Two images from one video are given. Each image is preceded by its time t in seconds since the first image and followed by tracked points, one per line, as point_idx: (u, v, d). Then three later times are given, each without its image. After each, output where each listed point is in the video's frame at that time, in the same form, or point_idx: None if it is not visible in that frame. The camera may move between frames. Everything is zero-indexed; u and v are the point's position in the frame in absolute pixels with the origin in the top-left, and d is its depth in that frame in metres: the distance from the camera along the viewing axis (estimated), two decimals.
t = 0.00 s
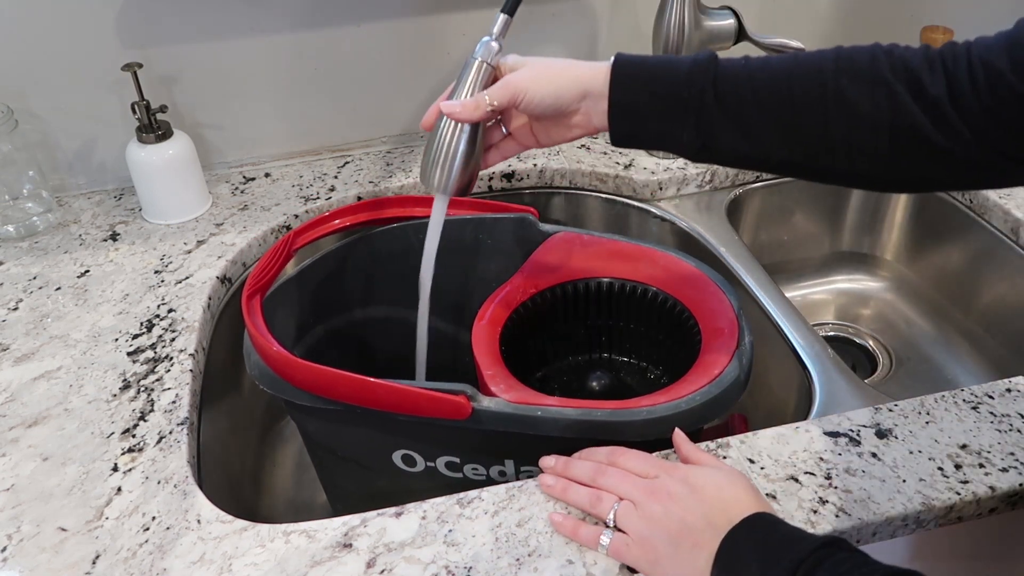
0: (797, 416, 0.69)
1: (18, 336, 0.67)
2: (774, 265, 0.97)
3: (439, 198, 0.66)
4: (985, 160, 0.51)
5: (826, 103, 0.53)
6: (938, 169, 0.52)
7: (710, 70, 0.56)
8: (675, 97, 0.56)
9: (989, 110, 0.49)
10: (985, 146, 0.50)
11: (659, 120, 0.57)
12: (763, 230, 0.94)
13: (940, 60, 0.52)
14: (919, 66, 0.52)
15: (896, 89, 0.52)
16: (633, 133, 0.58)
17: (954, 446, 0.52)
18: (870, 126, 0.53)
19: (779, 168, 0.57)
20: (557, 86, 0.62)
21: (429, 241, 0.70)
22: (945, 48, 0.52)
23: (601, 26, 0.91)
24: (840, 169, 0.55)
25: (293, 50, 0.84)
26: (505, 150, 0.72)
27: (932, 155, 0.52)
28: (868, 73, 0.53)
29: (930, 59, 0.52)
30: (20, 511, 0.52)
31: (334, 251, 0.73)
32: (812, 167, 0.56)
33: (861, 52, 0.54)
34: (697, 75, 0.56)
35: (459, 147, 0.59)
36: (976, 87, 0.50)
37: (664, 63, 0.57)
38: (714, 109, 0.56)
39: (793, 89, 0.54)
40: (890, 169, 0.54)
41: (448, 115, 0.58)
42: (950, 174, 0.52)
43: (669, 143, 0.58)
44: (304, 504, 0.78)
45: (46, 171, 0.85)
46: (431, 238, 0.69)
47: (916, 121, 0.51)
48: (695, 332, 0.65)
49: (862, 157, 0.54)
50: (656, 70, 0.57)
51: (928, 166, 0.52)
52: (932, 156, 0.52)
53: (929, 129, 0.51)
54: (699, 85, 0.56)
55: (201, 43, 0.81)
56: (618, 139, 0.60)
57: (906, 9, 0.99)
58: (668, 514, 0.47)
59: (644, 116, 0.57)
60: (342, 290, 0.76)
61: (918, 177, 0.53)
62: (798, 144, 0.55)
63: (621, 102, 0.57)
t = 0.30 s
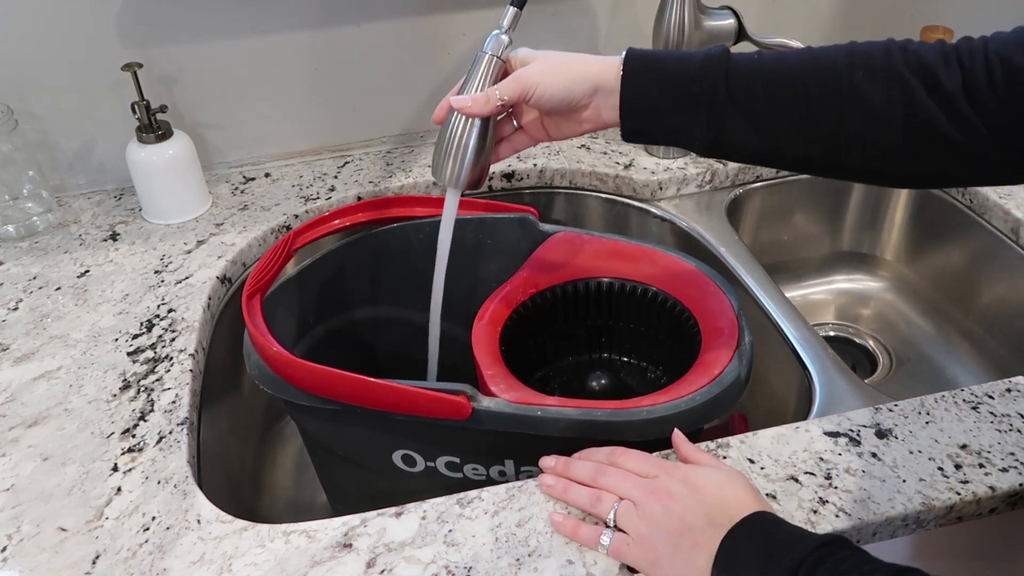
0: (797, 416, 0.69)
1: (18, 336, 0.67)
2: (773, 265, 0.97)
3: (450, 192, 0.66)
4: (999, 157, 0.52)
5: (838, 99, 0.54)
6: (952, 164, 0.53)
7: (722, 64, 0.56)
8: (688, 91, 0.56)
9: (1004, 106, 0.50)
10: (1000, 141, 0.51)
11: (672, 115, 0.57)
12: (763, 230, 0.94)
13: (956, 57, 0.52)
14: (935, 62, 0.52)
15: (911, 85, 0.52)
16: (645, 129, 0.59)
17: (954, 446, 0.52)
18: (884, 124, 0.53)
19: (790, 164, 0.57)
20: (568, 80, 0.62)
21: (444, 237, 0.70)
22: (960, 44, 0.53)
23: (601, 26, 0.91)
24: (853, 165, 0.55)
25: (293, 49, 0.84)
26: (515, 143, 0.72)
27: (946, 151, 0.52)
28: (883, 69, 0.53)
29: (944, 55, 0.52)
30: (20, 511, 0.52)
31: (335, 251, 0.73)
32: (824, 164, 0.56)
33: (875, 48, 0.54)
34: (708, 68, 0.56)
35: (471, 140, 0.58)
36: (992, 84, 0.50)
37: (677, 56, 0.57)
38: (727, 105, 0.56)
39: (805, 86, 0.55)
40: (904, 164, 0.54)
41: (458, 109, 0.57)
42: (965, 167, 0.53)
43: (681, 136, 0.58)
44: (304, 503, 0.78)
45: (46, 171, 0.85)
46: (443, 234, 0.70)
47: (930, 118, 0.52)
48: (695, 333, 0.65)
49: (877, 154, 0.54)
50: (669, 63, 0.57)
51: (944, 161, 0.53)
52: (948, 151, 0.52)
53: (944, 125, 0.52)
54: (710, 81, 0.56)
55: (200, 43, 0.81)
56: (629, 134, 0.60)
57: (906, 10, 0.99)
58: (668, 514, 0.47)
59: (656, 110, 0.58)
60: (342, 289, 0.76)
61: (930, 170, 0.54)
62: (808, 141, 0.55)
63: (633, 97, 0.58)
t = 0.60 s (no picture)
0: (797, 416, 0.69)
1: (18, 336, 0.67)
2: (774, 265, 0.97)
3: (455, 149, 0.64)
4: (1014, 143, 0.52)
5: (854, 83, 0.54)
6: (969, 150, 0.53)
7: (740, 41, 0.56)
8: (704, 67, 0.56)
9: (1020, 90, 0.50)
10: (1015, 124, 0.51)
11: (686, 92, 0.57)
12: (763, 230, 0.94)
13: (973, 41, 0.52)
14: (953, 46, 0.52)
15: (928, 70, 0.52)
16: (658, 103, 0.58)
17: (954, 446, 0.52)
18: (900, 108, 0.53)
19: (804, 146, 0.57)
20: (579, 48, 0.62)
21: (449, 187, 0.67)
22: (977, 30, 0.53)
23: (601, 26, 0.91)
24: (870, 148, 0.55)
25: (293, 49, 0.84)
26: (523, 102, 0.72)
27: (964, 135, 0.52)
28: (901, 52, 0.53)
29: (961, 40, 0.52)
30: (20, 511, 0.52)
31: (335, 251, 0.73)
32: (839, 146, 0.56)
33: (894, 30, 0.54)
34: (729, 41, 0.56)
35: (475, 100, 0.59)
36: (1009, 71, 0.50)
37: (694, 30, 0.57)
38: (743, 83, 0.56)
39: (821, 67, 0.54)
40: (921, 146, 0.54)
41: (469, 60, 0.58)
42: (983, 150, 0.53)
43: (695, 110, 0.58)
44: (304, 504, 0.78)
45: (46, 171, 0.85)
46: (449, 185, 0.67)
47: (948, 103, 0.52)
48: (694, 333, 0.65)
49: (893, 137, 0.54)
50: (685, 39, 0.57)
51: (961, 146, 0.53)
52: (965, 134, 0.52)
53: (961, 109, 0.52)
54: (728, 60, 0.56)
55: (200, 43, 0.81)
56: (640, 107, 0.60)
57: (906, 10, 0.99)
58: (669, 514, 0.47)
59: (670, 84, 0.57)
60: (342, 290, 0.76)
61: (947, 153, 0.54)
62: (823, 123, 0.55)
63: (647, 73, 0.57)
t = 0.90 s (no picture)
0: (796, 417, 0.69)
1: (18, 336, 0.67)
2: (774, 265, 0.97)
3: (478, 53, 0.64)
4: (1017, 120, 0.54)
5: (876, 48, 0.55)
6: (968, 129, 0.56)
7: None
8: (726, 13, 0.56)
9: None
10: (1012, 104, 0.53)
11: (704, 35, 0.57)
12: (763, 230, 0.94)
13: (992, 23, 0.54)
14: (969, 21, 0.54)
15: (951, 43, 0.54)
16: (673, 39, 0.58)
17: (954, 446, 0.52)
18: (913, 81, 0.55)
19: (816, 104, 0.59)
20: None
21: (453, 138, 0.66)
22: (995, 7, 0.55)
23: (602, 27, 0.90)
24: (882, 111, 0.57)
25: (293, 48, 0.84)
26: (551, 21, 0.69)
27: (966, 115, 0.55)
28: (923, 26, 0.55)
29: (981, 15, 0.54)
30: (20, 511, 0.52)
31: (335, 251, 0.73)
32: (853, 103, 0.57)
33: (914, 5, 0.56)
34: None
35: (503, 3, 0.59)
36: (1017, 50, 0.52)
37: None
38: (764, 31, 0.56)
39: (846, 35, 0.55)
40: (929, 109, 0.56)
41: None
42: (981, 127, 0.55)
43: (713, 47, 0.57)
44: (304, 504, 0.78)
45: (46, 171, 0.85)
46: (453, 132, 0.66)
47: (961, 76, 0.54)
48: (695, 333, 0.65)
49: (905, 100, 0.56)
50: None
51: (967, 116, 0.55)
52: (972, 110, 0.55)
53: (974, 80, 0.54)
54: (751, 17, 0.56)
55: (200, 43, 0.81)
56: (658, 41, 0.59)
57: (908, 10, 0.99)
58: (669, 514, 0.47)
59: (689, 17, 0.57)
60: (342, 290, 0.76)
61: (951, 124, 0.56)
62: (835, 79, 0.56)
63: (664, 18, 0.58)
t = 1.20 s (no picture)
0: (797, 417, 0.69)
1: (18, 336, 0.67)
2: (774, 265, 0.97)
3: (469, 48, 0.64)
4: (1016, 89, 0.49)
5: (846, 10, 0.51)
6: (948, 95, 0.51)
7: None
8: None
9: (1010, 37, 0.46)
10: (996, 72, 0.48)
11: None
12: (763, 230, 0.94)
13: None
14: None
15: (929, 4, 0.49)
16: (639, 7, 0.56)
17: (954, 446, 0.52)
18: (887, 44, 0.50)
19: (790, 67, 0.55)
20: None
21: (458, 138, 0.67)
22: None
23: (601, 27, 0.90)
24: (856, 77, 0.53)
25: (293, 48, 0.84)
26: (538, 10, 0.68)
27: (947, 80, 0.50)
28: None
29: None
30: (20, 511, 0.52)
31: (335, 251, 0.73)
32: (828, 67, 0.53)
33: None
34: None
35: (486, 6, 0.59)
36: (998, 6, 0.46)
37: None
38: None
39: None
40: (907, 77, 0.52)
41: None
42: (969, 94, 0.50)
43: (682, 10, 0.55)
44: (304, 504, 0.78)
45: (46, 171, 0.85)
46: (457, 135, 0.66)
47: (937, 40, 0.49)
48: (695, 333, 0.65)
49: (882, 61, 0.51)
50: None
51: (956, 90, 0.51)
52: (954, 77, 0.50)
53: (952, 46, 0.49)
54: None
55: (200, 43, 0.81)
56: (629, 10, 0.57)
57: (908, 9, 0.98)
58: (668, 515, 0.47)
59: None
60: (343, 290, 0.76)
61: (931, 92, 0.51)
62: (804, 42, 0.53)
63: None
